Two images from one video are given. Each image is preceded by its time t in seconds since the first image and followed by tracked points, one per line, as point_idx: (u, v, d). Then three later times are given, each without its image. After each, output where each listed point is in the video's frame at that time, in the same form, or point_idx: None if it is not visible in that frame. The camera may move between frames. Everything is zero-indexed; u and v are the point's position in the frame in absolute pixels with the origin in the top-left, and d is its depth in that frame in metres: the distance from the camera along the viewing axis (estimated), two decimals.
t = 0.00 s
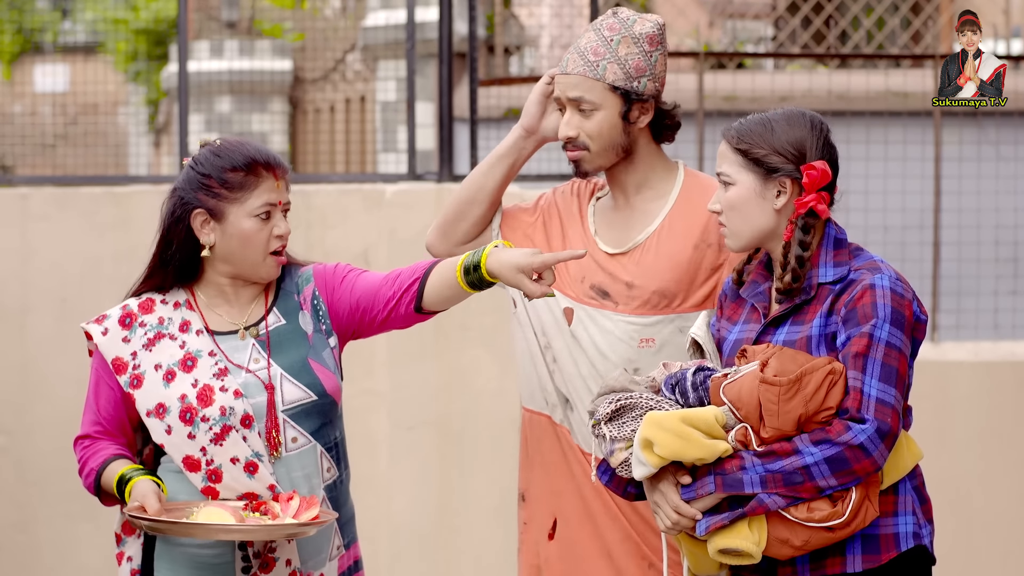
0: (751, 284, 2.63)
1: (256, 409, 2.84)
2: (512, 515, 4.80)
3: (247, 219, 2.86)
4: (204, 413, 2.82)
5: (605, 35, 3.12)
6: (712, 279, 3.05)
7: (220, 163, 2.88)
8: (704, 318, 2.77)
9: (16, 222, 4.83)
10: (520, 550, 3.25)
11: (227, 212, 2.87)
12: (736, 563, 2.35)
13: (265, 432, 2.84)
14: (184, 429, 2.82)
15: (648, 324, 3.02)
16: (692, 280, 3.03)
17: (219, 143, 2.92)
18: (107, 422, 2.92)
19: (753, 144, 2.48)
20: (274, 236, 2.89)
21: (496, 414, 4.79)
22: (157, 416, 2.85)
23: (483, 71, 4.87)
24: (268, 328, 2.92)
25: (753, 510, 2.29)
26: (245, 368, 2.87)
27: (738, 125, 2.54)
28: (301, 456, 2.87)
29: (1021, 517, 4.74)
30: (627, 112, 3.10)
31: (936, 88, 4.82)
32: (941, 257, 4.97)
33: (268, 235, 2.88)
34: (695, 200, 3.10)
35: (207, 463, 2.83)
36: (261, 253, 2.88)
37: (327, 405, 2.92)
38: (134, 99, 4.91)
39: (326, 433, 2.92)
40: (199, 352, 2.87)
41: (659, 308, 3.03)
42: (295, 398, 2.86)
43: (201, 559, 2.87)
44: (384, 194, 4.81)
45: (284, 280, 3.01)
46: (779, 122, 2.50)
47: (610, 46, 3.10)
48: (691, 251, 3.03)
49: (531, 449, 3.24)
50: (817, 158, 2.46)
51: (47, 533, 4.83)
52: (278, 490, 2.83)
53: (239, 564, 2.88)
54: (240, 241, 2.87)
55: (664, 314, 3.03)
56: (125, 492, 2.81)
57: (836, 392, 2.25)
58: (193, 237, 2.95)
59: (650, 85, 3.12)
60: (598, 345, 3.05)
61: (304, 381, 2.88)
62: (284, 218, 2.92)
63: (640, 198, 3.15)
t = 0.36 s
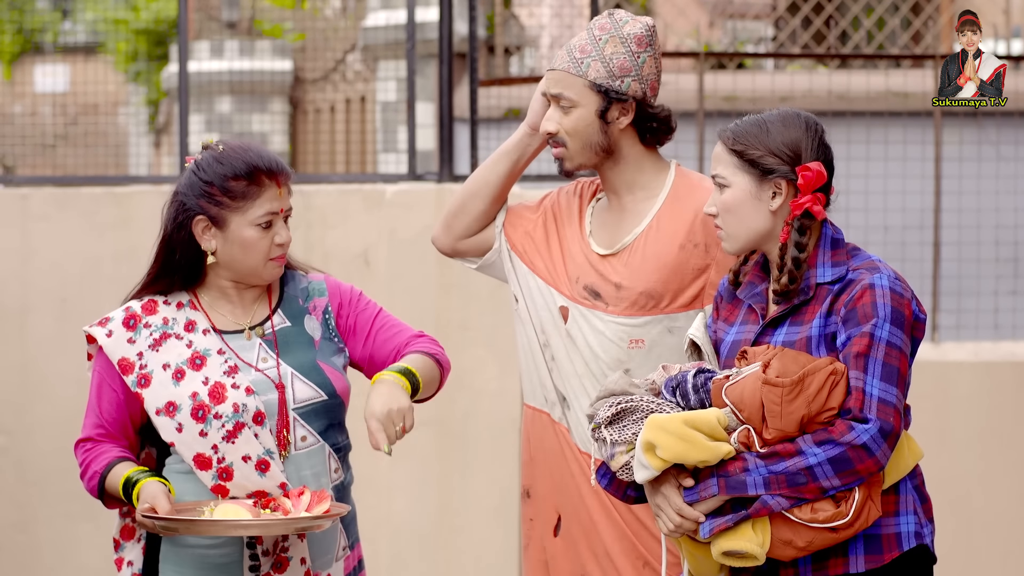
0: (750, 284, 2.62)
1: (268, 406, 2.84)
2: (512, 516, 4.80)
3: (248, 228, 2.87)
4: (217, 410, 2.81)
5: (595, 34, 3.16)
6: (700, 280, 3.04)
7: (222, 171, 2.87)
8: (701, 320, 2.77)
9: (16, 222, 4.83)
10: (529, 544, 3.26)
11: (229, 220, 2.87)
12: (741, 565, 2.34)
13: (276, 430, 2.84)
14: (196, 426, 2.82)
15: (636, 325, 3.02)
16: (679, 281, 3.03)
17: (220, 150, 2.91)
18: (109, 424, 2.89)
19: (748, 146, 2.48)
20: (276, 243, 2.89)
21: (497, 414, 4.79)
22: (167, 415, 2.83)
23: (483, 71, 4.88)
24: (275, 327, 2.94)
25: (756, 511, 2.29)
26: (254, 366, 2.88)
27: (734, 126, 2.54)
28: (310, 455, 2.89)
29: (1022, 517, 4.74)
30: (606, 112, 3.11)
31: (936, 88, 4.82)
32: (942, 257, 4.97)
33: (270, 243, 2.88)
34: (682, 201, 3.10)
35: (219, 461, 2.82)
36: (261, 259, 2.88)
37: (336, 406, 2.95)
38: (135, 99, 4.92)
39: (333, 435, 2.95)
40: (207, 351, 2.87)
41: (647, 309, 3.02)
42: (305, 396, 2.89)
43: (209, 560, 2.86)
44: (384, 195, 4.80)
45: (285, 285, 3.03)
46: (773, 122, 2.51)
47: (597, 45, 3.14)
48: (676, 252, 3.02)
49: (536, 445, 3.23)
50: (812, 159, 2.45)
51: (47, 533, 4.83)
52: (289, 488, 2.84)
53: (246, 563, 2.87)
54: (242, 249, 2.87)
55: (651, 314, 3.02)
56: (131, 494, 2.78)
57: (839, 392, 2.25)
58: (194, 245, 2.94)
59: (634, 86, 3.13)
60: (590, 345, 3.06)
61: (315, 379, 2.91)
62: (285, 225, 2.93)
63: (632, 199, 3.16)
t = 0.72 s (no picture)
0: (750, 286, 2.62)
1: (257, 415, 2.85)
2: (512, 517, 4.80)
3: (251, 232, 2.85)
4: (206, 419, 2.82)
5: (597, 36, 3.16)
6: (697, 280, 3.04)
7: (229, 173, 2.86)
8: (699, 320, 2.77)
9: (17, 224, 4.83)
10: (530, 544, 3.25)
11: (232, 223, 2.86)
12: (740, 568, 2.34)
13: (264, 438, 2.84)
14: (185, 435, 2.83)
15: (635, 324, 3.02)
16: (676, 281, 3.03)
17: (229, 152, 2.90)
18: (105, 425, 2.90)
19: (746, 149, 2.48)
20: (277, 249, 2.88)
21: (497, 416, 4.78)
22: (158, 422, 2.85)
23: (484, 73, 4.87)
24: (270, 331, 2.92)
25: (754, 514, 2.29)
26: (246, 372, 2.88)
27: (732, 129, 2.54)
28: (299, 462, 2.88)
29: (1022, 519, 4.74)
30: (607, 113, 3.11)
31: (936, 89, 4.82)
32: (942, 259, 4.96)
33: (270, 248, 2.87)
34: (679, 201, 3.09)
35: (209, 469, 2.83)
36: (261, 266, 2.87)
37: (328, 412, 2.94)
38: (135, 101, 4.94)
39: (326, 439, 2.93)
40: (200, 358, 2.88)
41: (645, 308, 3.03)
42: (295, 403, 2.88)
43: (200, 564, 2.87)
44: (384, 196, 4.80)
45: (284, 286, 3.00)
46: (773, 125, 2.51)
47: (599, 46, 3.14)
48: (674, 252, 3.02)
49: (539, 443, 3.24)
50: (809, 161, 2.46)
51: (47, 534, 4.83)
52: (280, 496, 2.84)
53: (235, 569, 2.87)
54: (243, 252, 2.86)
55: (649, 314, 3.03)
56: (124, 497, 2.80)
57: (835, 394, 2.26)
58: (195, 245, 2.93)
59: (635, 87, 3.13)
60: (588, 345, 3.06)
61: (305, 386, 2.89)
62: (287, 230, 2.91)
63: (631, 199, 3.15)
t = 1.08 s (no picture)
0: (748, 285, 2.62)
1: (261, 408, 2.85)
2: (511, 518, 4.80)
3: (245, 222, 2.87)
4: (212, 411, 2.82)
5: (597, 34, 3.16)
6: (694, 281, 3.04)
7: (216, 167, 2.88)
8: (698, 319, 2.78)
9: (16, 225, 4.83)
10: (531, 544, 3.25)
11: (225, 215, 2.88)
12: (737, 567, 2.33)
13: (269, 431, 2.85)
14: (191, 427, 2.82)
15: (635, 325, 3.02)
16: (673, 282, 3.03)
17: (211, 148, 2.92)
18: (104, 424, 2.89)
19: (746, 150, 2.49)
20: (272, 238, 2.90)
21: (497, 417, 4.78)
22: (162, 415, 2.83)
23: (483, 74, 4.89)
24: (268, 327, 2.94)
25: (751, 512, 2.29)
26: (248, 367, 2.88)
27: (733, 130, 2.55)
28: (303, 455, 2.89)
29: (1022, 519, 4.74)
30: (605, 110, 3.11)
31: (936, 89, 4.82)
32: (942, 259, 4.96)
33: (264, 237, 2.89)
34: (676, 201, 3.10)
35: (213, 463, 2.82)
36: (259, 256, 2.89)
37: (330, 405, 2.96)
38: (135, 102, 4.93)
39: (328, 433, 2.96)
40: (202, 352, 2.87)
41: (643, 309, 3.03)
42: (299, 396, 2.89)
43: (200, 561, 2.86)
44: (384, 197, 4.79)
45: (278, 284, 3.03)
46: (774, 126, 2.51)
47: (598, 45, 3.14)
48: (671, 252, 3.03)
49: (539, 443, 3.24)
50: (810, 163, 2.46)
51: (47, 535, 4.83)
52: (283, 490, 2.84)
53: (238, 563, 2.87)
54: (240, 244, 2.88)
55: (647, 314, 3.03)
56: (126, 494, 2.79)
57: (832, 392, 2.26)
58: (190, 243, 2.94)
59: (633, 86, 3.13)
60: (590, 345, 3.05)
61: (308, 378, 2.91)
62: (278, 219, 2.94)
63: (629, 200, 3.16)
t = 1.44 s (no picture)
0: (745, 284, 2.62)
1: (272, 401, 2.85)
2: (510, 519, 4.80)
3: (247, 215, 2.89)
4: (226, 403, 2.81)
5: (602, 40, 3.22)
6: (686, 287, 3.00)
7: (215, 163, 2.89)
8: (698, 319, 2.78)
9: (15, 225, 4.82)
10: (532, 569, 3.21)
11: (227, 210, 2.89)
12: (731, 566, 2.33)
13: (280, 424, 2.86)
14: (205, 419, 2.80)
15: (633, 336, 3.03)
16: (667, 289, 3.01)
17: (206, 145, 2.93)
18: (105, 419, 2.83)
19: (746, 150, 2.48)
20: (274, 229, 2.93)
21: (495, 417, 4.79)
22: (175, 407, 2.81)
23: (483, 74, 4.88)
24: (273, 322, 2.96)
25: (746, 512, 2.29)
26: (258, 359, 2.89)
27: (733, 130, 2.54)
28: (309, 449, 2.91)
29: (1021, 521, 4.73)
30: (594, 99, 3.13)
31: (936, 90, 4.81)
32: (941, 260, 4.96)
33: (267, 229, 2.91)
34: (663, 206, 3.07)
35: (226, 455, 2.80)
36: (264, 248, 2.91)
37: (335, 399, 2.99)
38: (135, 102, 5.00)
39: (330, 429, 2.98)
40: (212, 345, 2.87)
41: (638, 318, 3.02)
42: (308, 389, 2.91)
43: (208, 559, 2.85)
44: (383, 198, 4.79)
45: (276, 285, 3.06)
46: (773, 125, 2.50)
47: (599, 47, 3.19)
48: (660, 260, 3.00)
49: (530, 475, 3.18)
50: (810, 165, 2.45)
51: (46, 536, 4.83)
52: (293, 484, 2.84)
53: (246, 558, 2.87)
54: (244, 237, 2.89)
55: (643, 323, 3.02)
56: (134, 490, 2.72)
57: (828, 392, 2.25)
58: (194, 241, 2.93)
59: (627, 82, 3.14)
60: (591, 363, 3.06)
61: (316, 373, 2.93)
62: (277, 212, 2.97)
63: (619, 209, 3.13)
